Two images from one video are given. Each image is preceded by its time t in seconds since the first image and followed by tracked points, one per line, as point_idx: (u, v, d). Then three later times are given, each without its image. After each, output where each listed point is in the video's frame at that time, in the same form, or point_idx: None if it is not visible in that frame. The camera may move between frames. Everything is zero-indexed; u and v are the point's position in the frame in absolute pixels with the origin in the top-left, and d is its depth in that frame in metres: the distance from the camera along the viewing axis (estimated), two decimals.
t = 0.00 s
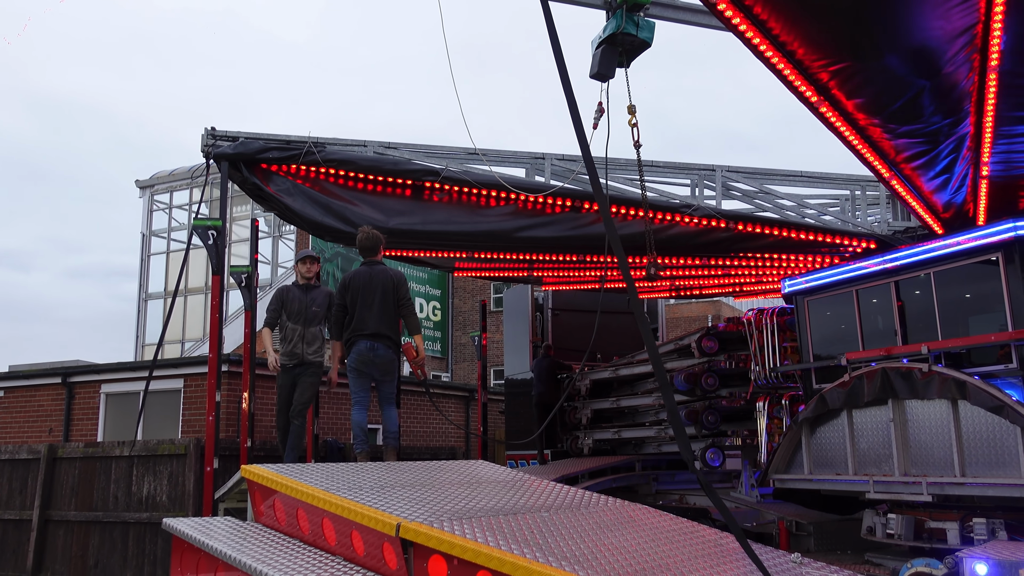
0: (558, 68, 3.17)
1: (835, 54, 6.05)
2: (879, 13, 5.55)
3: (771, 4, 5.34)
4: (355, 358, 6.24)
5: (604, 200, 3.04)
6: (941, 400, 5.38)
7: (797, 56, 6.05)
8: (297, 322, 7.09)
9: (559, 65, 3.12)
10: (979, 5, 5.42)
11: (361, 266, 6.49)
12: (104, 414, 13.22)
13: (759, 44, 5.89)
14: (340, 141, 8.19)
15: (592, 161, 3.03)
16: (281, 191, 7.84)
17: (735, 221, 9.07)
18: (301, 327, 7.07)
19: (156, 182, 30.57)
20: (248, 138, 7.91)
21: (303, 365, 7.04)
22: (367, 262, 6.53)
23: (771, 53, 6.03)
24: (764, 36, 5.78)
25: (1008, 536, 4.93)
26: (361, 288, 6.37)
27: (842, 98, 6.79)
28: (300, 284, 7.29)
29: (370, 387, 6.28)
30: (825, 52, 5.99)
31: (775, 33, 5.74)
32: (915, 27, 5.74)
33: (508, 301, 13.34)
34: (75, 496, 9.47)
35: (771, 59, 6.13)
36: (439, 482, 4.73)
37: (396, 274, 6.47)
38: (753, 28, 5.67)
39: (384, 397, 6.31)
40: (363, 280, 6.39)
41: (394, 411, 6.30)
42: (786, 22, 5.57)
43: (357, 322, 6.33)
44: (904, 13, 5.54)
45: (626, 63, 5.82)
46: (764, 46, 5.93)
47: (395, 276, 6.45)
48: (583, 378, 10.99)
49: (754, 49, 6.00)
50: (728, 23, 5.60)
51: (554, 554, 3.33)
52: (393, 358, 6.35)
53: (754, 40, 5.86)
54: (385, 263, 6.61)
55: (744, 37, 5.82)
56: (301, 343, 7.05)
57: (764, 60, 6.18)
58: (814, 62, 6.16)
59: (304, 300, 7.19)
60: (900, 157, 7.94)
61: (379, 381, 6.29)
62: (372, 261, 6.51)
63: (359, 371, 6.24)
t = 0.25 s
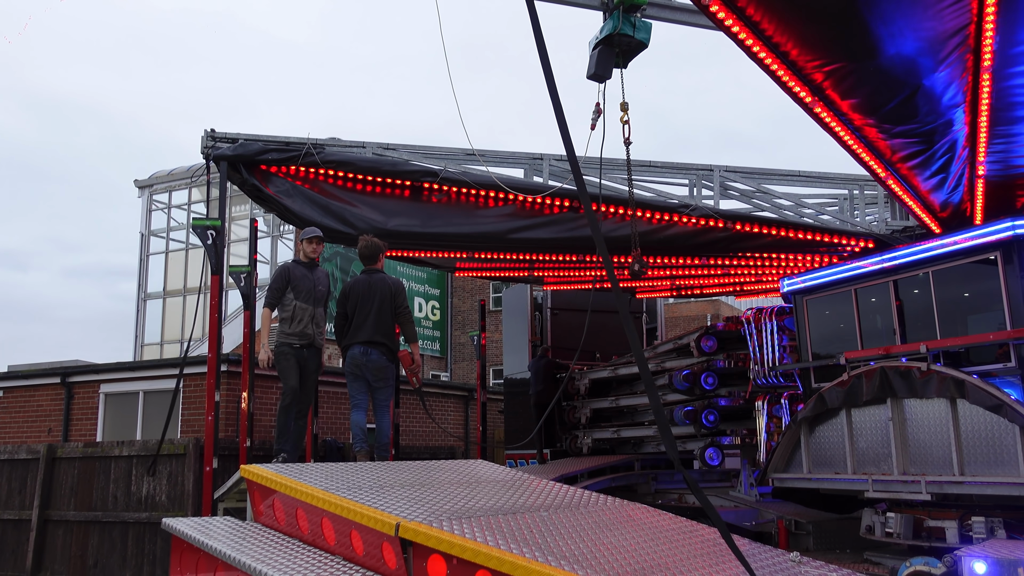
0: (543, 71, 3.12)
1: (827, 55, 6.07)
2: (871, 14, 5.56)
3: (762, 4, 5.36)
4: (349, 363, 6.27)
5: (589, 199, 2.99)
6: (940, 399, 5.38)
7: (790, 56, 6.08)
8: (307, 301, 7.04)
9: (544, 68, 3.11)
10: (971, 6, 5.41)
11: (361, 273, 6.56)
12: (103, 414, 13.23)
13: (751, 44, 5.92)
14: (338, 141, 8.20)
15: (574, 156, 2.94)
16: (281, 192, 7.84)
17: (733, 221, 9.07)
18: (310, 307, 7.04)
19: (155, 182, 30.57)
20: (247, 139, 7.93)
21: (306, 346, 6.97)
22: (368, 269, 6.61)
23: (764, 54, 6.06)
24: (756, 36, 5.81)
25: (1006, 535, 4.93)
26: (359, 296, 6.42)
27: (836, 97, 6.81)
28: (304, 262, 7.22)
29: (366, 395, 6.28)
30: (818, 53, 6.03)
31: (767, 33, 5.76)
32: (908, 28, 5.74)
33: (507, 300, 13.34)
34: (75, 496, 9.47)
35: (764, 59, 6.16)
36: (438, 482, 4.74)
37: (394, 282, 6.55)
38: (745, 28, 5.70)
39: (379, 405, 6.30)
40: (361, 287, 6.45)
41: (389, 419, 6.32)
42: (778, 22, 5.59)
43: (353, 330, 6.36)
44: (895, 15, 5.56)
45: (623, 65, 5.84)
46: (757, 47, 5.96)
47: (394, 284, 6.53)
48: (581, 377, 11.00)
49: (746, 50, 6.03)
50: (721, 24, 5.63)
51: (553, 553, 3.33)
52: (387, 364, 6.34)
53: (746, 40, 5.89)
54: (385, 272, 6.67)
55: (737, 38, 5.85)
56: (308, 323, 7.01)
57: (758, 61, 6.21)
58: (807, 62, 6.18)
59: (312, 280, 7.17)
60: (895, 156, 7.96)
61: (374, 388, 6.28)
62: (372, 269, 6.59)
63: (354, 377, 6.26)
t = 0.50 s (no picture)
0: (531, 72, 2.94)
1: (822, 57, 6.08)
2: (865, 16, 5.58)
3: (754, 6, 5.37)
4: (350, 369, 6.24)
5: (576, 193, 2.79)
6: (939, 399, 5.39)
7: (784, 58, 6.10)
8: (314, 296, 6.85)
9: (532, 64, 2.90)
10: (964, 6, 5.41)
11: (364, 278, 6.53)
12: (103, 415, 13.22)
13: (746, 46, 5.93)
14: (338, 144, 8.20)
15: (561, 155, 2.75)
16: (280, 193, 7.83)
17: (732, 222, 9.08)
18: (318, 301, 6.85)
19: (154, 183, 30.57)
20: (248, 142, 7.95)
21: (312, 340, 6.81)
22: (371, 275, 6.60)
23: (758, 56, 6.07)
24: (750, 38, 5.82)
25: (1005, 535, 4.93)
26: (361, 301, 6.40)
27: (832, 99, 6.82)
28: (307, 254, 6.95)
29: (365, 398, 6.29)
30: (813, 54, 6.04)
31: (761, 35, 5.78)
32: (902, 29, 5.75)
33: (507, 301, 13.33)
34: (74, 496, 9.47)
35: (759, 61, 6.17)
36: (437, 482, 4.74)
37: (398, 289, 6.56)
38: (739, 30, 5.72)
39: (379, 407, 6.31)
40: (364, 292, 6.43)
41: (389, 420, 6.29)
42: (773, 24, 5.61)
43: (354, 336, 6.34)
44: (888, 16, 5.57)
45: (621, 67, 5.84)
46: (751, 49, 5.97)
47: (397, 291, 6.54)
48: (580, 377, 11.00)
49: (741, 52, 6.05)
50: (715, 27, 5.65)
51: (551, 553, 3.33)
52: (387, 367, 6.35)
53: (740, 42, 5.90)
54: (390, 279, 6.65)
55: (731, 40, 5.87)
56: (315, 318, 6.82)
57: (752, 63, 6.23)
58: (801, 64, 6.19)
59: (317, 273, 6.95)
60: (891, 158, 7.97)
61: (374, 389, 6.31)
62: (376, 275, 6.58)
63: (353, 382, 6.25)
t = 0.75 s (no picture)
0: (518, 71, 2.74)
1: (817, 59, 6.09)
2: (859, 18, 5.58)
3: (749, 9, 5.38)
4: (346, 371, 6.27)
5: (561, 194, 2.46)
6: (937, 400, 5.39)
7: (779, 60, 6.10)
8: (321, 271, 6.08)
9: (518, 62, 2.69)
10: (958, 8, 5.42)
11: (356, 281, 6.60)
12: (102, 417, 13.22)
13: (741, 49, 5.94)
14: (337, 146, 8.20)
15: (547, 156, 2.44)
16: (280, 196, 7.82)
17: (730, 223, 9.08)
18: (325, 276, 6.09)
19: (153, 184, 30.56)
20: (247, 144, 7.97)
21: (319, 319, 6.06)
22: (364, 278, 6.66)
23: (753, 58, 6.09)
24: (745, 41, 5.83)
25: (1004, 536, 4.93)
26: (351, 304, 6.46)
27: (827, 100, 6.83)
28: (315, 225, 6.17)
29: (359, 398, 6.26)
30: (808, 56, 6.04)
31: (755, 38, 5.79)
32: (896, 30, 5.75)
33: (506, 301, 13.33)
34: (73, 498, 9.46)
35: (754, 63, 6.19)
36: (437, 483, 4.74)
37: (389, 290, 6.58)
38: (734, 33, 5.73)
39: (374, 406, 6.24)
40: (354, 295, 6.49)
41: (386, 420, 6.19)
42: (767, 27, 5.61)
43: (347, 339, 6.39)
44: (881, 18, 5.58)
45: (620, 69, 5.82)
46: (747, 52, 5.98)
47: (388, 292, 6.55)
48: (580, 378, 11.00)
49: (736, 55, 6.06)
50: (710, 30, 5.66)
51: (550, 555, 3.33)
52: (382, 367, 6.35)
53: (736, 45, 5.92)
54: (384, 282, 6.68)
55: (726, 43, 5.88)
56: (321, 294, 6.05)
57: (748, 66, 6.24)
58: (796, 66, 6.20)
59: (326, 246, 6.16)
60: (887, 158, 7.98)
61: (369, 389, 6.28)
62: (369, 279, 6.64)
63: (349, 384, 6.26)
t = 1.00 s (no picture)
0: (509, 78, 2.95)
1: (812, 60, 6.11)
2: (853, 20, 5.60)
3: (743, 11, 5.40)
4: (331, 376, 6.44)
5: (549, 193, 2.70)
6: (937, 401, 5.39)
7: (775, 62, 6.12)
8: (332, 264, 5.45)
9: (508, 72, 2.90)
10: (951, 10, 5.44)
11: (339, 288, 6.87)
12: (100, 418, 13.20)
13: (736, 51, 5.96)
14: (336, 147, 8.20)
15: (535, 159, 2.67)
16: (279, 197, 7.81)
17: (729, 224, 9.09)
18: (337, 270, 5.45)
19: (152, 185, 30.55)
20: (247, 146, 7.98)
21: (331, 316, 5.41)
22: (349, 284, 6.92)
23: (748, 60, 6.11)
24: (740, 42, 5.85)
25: (1004, 536, 4.93)
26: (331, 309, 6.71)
27: (823, 102, 6.84)
28: (331, 217, 5.54)
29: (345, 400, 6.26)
30: (803, 58, 6.06)
31: (750, 40, 5.82)
32: (890, 32, 5.77)
33: (506, 302, 13.32)
34: (72, 499, 9.45)
35: (749, 65, 6.21)
36: (436, 484, 4.73)
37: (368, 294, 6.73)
38: (729, 35, 5.75)
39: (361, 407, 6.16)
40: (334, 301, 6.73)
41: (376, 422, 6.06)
42: (762, 28, 5.63)
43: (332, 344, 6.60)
44: (875, 20, 5.59)
45: (618, 71, 5.83)
46: (742, 53, 6.00)
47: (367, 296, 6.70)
48: (580, 378, 11.05)
49: (732, 57, 6.08)
50: (705, 32, 5.68)
51: (550, 556, 3.32)
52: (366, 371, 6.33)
53: (731, 47, 5.94)
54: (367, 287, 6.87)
55: (722, 45, 5.90)
56: (333, 289, 5.42)
57: (743, 67, 6.27)
58: (791, 67, 6.23)
59: (340, 238, 5.52)
60: (884, 159, 7.98)
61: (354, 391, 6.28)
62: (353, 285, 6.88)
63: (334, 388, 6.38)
